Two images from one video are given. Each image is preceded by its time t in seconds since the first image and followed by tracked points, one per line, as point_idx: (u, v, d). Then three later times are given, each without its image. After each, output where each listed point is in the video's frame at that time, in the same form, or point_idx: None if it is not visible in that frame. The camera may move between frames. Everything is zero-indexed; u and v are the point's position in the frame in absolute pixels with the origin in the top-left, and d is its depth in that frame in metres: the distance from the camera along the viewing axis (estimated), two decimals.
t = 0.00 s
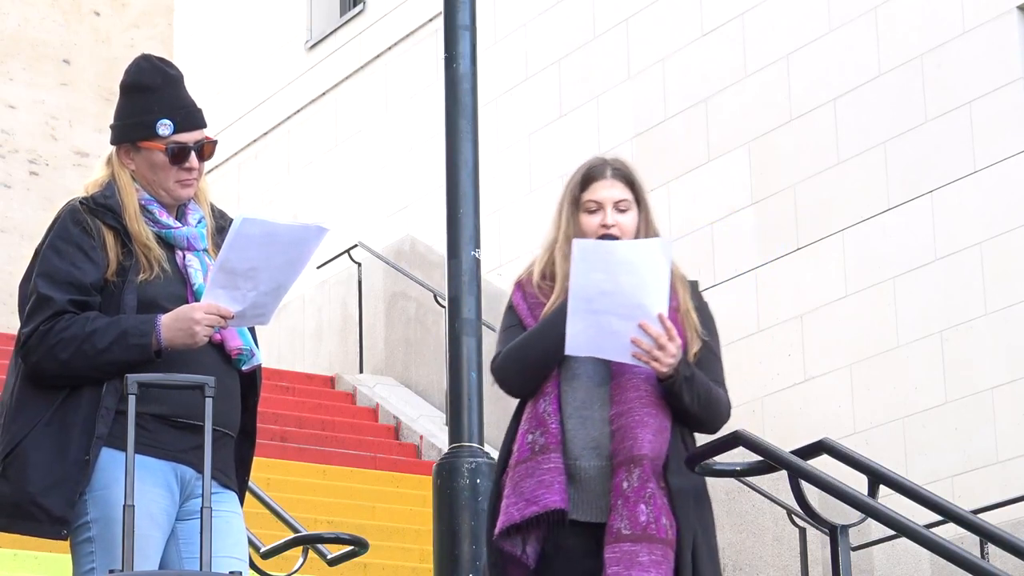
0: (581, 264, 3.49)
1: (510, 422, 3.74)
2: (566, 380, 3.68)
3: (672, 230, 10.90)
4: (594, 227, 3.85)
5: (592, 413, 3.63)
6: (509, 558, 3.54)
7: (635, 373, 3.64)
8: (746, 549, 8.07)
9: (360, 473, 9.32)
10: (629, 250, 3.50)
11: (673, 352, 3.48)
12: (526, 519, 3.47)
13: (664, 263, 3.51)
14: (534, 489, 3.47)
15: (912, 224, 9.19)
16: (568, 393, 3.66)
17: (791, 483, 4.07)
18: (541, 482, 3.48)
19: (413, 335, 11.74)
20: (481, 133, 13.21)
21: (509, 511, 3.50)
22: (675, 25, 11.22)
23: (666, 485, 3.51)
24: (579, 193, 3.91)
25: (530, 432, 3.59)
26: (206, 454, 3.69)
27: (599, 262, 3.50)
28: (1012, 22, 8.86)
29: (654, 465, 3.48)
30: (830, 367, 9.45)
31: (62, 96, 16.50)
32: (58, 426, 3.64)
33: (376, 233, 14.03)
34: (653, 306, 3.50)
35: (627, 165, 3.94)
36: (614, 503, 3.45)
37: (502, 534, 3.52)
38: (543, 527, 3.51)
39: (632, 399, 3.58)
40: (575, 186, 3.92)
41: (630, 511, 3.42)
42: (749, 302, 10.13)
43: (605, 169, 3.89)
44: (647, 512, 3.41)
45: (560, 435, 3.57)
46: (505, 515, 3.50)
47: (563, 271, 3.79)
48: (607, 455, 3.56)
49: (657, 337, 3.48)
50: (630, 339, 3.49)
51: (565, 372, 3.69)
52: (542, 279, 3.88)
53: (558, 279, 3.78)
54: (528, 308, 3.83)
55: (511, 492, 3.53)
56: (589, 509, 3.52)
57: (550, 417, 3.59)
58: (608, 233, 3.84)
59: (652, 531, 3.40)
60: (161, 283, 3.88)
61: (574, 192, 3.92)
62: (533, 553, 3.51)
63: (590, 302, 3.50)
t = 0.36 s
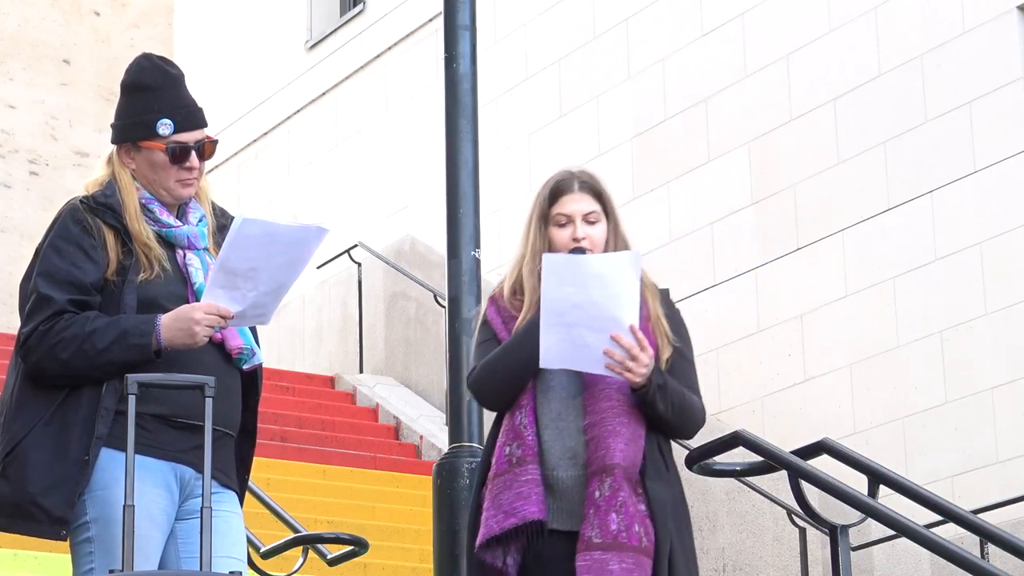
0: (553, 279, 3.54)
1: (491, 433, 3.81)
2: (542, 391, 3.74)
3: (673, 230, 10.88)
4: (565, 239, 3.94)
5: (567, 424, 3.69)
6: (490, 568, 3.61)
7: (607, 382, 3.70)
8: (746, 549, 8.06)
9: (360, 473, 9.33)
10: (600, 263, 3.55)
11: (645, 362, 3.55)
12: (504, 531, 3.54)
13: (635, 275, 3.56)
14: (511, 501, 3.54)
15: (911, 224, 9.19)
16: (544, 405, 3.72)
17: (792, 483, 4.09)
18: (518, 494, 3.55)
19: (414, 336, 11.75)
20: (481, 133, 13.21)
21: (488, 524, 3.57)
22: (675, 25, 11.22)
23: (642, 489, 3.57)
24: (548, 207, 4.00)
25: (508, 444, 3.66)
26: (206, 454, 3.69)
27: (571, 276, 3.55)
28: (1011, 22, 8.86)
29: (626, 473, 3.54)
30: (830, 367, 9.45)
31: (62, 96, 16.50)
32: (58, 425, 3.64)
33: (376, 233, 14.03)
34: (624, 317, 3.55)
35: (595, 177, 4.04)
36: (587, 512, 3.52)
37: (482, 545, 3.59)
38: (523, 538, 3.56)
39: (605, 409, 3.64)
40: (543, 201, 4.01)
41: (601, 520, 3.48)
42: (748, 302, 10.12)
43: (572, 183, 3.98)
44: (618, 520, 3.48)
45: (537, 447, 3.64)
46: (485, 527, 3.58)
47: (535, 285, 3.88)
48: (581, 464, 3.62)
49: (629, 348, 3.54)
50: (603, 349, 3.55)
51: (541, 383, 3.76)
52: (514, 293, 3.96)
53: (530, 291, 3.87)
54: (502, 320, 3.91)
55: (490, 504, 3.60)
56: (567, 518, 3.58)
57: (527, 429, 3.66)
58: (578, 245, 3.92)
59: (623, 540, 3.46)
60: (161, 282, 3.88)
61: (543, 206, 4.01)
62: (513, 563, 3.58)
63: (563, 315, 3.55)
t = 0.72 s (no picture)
0: (547, 292, 3.54)
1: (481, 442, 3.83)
2: (533, 401, 3.76)
3: (673, 230, 10.87)
4: (552, 251, 3.96)
5: (559, 433, 3.71)
6: None
7: (598, 393, 3.73)
8: (746, 550, 8.06)
9: (360, 473, 9.32)
10: (595, 278, 3.56)
11: (639, 374, 3.58)
12: (496, 540, 3.57)
13: (628, 289, 3.58)
14: (504, 509, 3.57)
15: (911, 224, 9.19)
16: (535, 415, 3.74)
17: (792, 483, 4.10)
18: (510, 503, 3.58)
19: (414, 336, 11.74)
20: (481, 133, 13.21)
21: (480, 532, 3.60)
22: (675, 26, 11.22)
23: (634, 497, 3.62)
24: (536, 219, 4.01)
25: (499, 453, 3.68)
26: (206, 453, 3.69)
27: (566, 291, 3.56)
28: (1011, 22, 8.86)
29: (619, 482, 3.58)
30: (830, 367, 9.45)
31: (62, 96, 16.49)
32: (57, 426, 3.64)
33: (376, 233, 14.03)
34: (617, 331, 3.58)
35: (582, 189, 4.05)
36: (582, 521, 3.56)
37: (474, 553, 3.62)
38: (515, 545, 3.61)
39: (597, 420, 3.67)
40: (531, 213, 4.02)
41: (597, 529, 3.53)
42: (748, 302, 10.12)
43: (559, 194, 4.00)
44: (613, 529, 3.52)
45: (528, 457, 3.66)
46: (477, 534, 3.60)
47: (524, 297, 3.91)
48: (574, 473, 3.65)
49: (622, 361, 3.57)
50: (597, 361, 3.59)
51: (532, 393, 3.77)
52: (503, 305, 3.98)
53: (519, 304, 3.89)
54: (492, 333, 3.93)
55: (481, 512, 3.63)
56: (558, 525, 3.61)
57: (519, 439, 3.68)
58: (566, 257, 3.94)
59: (619, 548, 3.51)
60: (160, 282, 3.88)
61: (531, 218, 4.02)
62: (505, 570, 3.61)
63: (557, 328, 3.57)
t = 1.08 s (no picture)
0: (559, 294, 3.53)
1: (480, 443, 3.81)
2: (535, 403, 3.75)
3: (673, 230, 10.87)
4: (549, 254, 3.95)
5: (561, 435, 3.71)
6: None
7: (602, 396, 3.73)
8: (746, 550, 8.06)
9: (359, 473, 9.32)
10: (605, 280, 3.56)
11: (646, 377, 3.59)
12: (503, 540, 3.55)
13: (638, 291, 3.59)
14: (510, 510, 3.56)
15: (911, 224, 9.19)
16: (537, 416, 3.73)
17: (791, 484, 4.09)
18: (516, 504, 3.57)
19: (413, 336, 11.74)
20: (481, 133, 13.20)
21: (486, 533, 3.58)
22: (675, 26, 11.22)
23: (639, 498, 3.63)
24: (533, 222, 4.00)
25: (503, 454, 3.66)
26: (205, 453, 3.69)
27: (577, 293, 3.55)
28: (1011, 22, 8.85)
29: (625, 483, 3.58)
30: (830, 367, 9.44)
31: (62, 96, 16.48)
32: (56, 425, 3.63)
33: (377, 233, 14.03)
34: (626, 333, 3.58)
35: (579, 192, 4.04)
36: (589, 521, 3.55)
37: (479, 554, 3.60)
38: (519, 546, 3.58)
39: (602, 421, 3.67)
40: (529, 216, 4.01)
41: (605, 528, 3.52)
42: (748, 302, 10.12)
43: (558, 197, 3.99)
44: (622, 528, 3.52)
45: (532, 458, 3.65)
46: (482, 535, 3.58)
47: (522, 301, 3.91)
48: (578, 475, 3.65)
49: (630, 363, 3.58)
50: (605, 364, 3.58)
51: (535, 395, 3.76)
52: (501, 307, 3.97)
53: (518, 309, 3.90)
54: (491, 335, 3.93)
55: (485, 513, 3.61)
56: (564, 526, 3.61)
57: (522, 440, 3.66)
58: (564, 261, 3.94)
59: (629, 547, 3.51)
60: (159, 281, 3.88)
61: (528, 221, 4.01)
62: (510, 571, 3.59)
63: (567, 330, 3.56)
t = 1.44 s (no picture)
0: (589, 289, 3.50)
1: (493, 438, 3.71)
2: (551, 399, 3.66)
3: (673, 230, 10.87)
4: (565, 249, 3.87)
5: (578, 432, 3.62)
6: None
7: (619, 392, 3.64)
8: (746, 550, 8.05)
9: (360, 473, 9.32)
10: (635, 275, 3.52)
11: (668, 375, 3.54)
12: (521, 538, 3.46)
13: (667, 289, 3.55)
14: (528, 508, 3.47)
15: (911, 225, 9.19)
16: (553, 412, 3.64)
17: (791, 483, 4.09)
18: (534, 501, 3.47)
19: (414, 336, 11.74)
20: (481, 133, 13.20)
21: (504, 530, 3.49)
22: (675, 26, 11.22)
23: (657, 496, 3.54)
24: (549, 215, 3.91)
25: (519, 451, 3.57)
26: (205, 454, 3.69)
27: (606, 287, 3.51)
28: (1011, 22, 8.85)
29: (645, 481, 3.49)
30: (830, 367, 9.44)
31: (62, 96, 16.48)
32: (55, 425, 3.64)
33: (376, 233, 14.03)
34: (652, 329, 3.54)
35: (594, 189, 3.97)
36: (607, 519, 3.46)
37: (496, 551, 3.51)
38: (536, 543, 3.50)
39: (620, 419, 3.58)
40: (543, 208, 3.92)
41: (624, 527, 3.43)
42: (748, 302, 10.12)
43: (575, 191, 3.91)
44: (640, 528, 3.43)
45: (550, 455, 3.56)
46: (499, 532, 3.49)
47: (537, 294, 3.81)
48: (595, 472, 3.56)
49: (654, 359, 3.53)
50: (629, 360, 3.52)
51: (550, 390, 3.67)
52: (514, 299, 3.86)
53: (533, 301, 3.80)
54: (504, 328, 3.81)
55: (502, 510, 3.52)
56: (581, 524, 3.52)
57: (539, 436, 3.57)
58: (579, 256, 3.86)
59: (647, 548, 3.42)
60: (159, 281, 3.88)
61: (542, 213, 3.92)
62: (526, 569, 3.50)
63: (593, 325, 3.51)
